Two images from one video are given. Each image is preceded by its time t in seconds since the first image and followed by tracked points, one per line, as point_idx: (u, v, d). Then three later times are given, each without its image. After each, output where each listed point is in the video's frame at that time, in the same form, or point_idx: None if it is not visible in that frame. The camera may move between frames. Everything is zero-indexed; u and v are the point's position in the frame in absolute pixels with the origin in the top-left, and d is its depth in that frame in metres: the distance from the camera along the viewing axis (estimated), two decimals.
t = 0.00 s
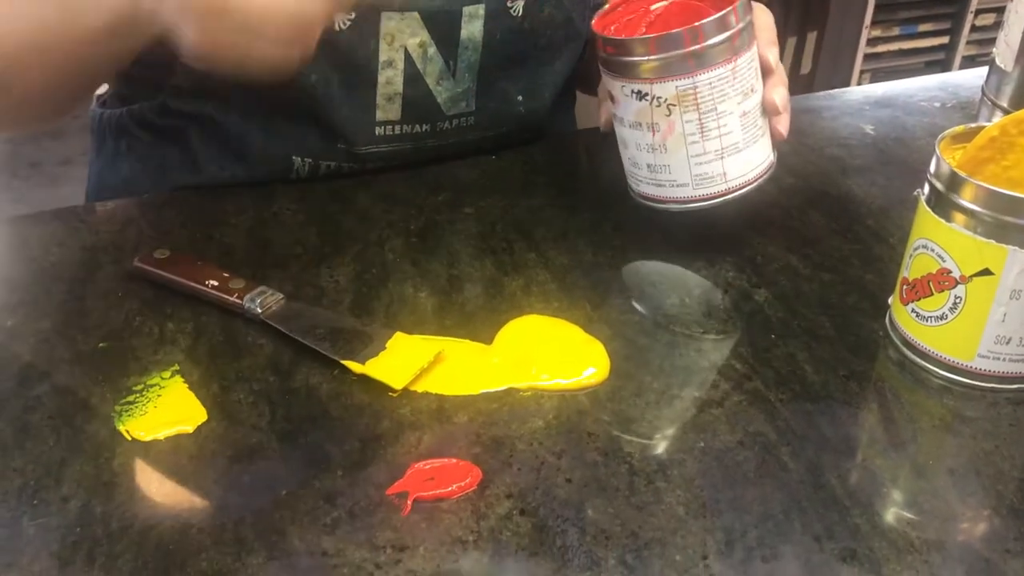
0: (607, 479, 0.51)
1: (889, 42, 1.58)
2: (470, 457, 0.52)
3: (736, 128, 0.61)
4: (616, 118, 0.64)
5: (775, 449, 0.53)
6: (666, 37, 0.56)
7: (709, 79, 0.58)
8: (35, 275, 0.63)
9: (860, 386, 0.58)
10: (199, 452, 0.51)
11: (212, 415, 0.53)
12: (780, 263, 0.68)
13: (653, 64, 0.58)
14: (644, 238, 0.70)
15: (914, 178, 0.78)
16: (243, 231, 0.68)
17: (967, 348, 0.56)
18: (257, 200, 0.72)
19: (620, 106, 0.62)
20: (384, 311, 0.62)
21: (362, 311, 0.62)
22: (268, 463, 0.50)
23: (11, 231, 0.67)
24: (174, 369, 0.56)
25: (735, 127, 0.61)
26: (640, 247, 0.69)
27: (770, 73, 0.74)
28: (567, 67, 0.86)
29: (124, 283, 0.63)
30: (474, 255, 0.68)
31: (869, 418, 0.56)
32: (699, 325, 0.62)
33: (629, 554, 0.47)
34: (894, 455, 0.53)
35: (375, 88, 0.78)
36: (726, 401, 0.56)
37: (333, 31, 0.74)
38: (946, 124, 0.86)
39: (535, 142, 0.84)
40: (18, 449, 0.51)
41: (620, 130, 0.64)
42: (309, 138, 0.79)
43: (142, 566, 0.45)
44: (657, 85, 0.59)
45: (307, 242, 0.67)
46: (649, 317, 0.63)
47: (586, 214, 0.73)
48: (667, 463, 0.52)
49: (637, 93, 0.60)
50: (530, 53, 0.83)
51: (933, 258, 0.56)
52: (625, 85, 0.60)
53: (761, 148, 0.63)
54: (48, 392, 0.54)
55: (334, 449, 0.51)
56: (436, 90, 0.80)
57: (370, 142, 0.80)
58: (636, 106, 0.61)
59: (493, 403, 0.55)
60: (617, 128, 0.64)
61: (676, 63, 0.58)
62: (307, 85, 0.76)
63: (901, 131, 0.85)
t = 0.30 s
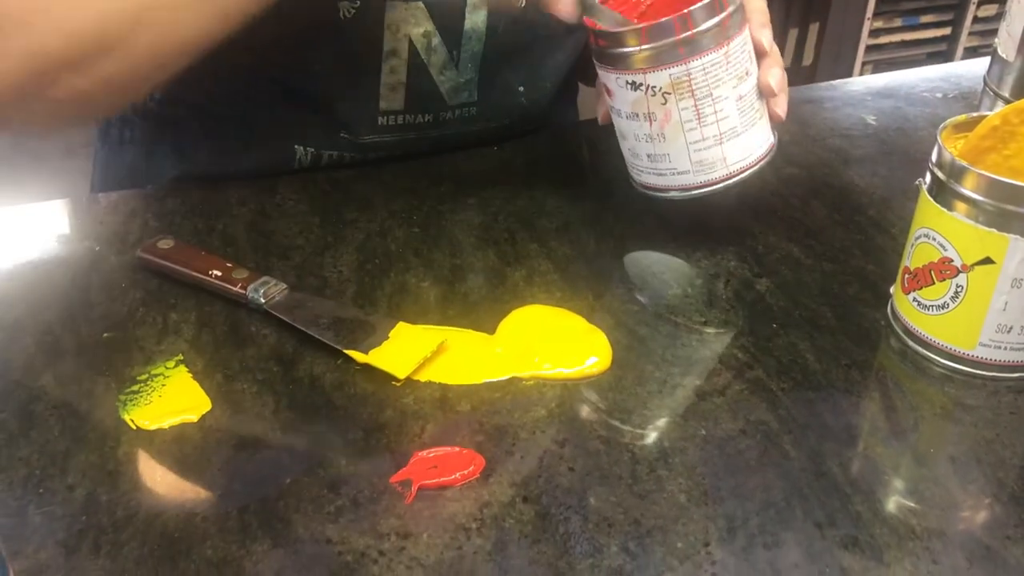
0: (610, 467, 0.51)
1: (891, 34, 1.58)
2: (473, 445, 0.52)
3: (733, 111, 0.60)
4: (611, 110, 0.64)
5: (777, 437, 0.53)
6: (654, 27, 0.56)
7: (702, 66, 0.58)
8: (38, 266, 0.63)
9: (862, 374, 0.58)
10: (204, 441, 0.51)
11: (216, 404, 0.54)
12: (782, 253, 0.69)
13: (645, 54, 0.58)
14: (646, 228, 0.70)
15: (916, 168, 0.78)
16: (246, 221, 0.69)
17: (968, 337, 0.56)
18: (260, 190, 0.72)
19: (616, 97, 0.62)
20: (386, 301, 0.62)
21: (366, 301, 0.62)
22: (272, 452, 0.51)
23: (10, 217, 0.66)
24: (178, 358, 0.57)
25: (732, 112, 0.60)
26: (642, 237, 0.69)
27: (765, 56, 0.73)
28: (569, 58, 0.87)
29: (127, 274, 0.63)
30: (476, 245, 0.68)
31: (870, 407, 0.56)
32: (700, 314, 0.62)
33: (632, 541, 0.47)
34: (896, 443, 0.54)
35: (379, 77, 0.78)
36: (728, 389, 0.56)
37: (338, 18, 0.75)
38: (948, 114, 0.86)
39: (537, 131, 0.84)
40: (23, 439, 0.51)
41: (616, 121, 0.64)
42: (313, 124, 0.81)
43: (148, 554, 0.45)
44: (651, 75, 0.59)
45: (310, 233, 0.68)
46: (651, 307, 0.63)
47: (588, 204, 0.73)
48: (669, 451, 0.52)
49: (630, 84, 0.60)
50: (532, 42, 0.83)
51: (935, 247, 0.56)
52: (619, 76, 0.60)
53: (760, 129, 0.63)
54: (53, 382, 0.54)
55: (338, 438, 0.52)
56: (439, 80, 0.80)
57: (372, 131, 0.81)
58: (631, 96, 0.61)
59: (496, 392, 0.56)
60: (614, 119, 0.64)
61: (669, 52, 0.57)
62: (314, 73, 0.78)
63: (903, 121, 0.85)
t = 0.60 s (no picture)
0: (609, 455, 0.51)
1: (890, 26, 1.58)
2: (473, 433, 0.52)
3: (829, 115, 0.63)
4: (713, 89, 0.61)
5: (776, 426, 0.53)
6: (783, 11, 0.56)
7: (823, 61, 0.59)
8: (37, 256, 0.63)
9: (860, 363, 0.58)
10: (204, 429, 0.51)
11: (217, 393, 0.54)
12: (781, 243, 0.69)
13: (772, 35, 0.58)
14: (646, 218, 0.71)
15: (915, 158, 0.78)
16: (246, 212, 0.69)
17: (967, 326, 0.56)
18: (259, 181, 0.72)
19: (729, 74, 0.60)
20: (386, 291, 0.62)
21: (366, 291, 0.62)
22: (273, 441, 0.51)
23: (13, 210, 0.66)
24: (178, 348, 0.57)
25: (828, 114, 0.62)
26: (642, 227, 0.70)
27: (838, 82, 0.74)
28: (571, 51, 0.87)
29: (127, 264, 0.63)
30: (476, 236, 0.68)
31: (869, 395, 0.56)
32: (699, 303, 0.63)
33: (631, 528, 0.47)
34: (894, 432, 0.54)
35: (383, 70, 0.79)
36: (727, 378, 0.57)
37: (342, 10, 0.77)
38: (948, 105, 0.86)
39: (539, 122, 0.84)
40: (24, 427, 0.51)
41: (715, 101, 0.61)
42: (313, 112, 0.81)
43: (149, 542, 0.45)
44: (779, 59, 0.58)
45: (309, 223, 0.68)
46: (651, 296, 0.63)
47: (588, 195, 0.73)
48: (668, 439, 0.52)
49: (751, 65, 0.59)
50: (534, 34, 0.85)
51: (933, 236, 0.56)
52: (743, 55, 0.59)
53: (835, 139, 0.65)
54: (54, 371, 0.54)
55: (339, 426, 0.52)
56: (442, 73, 0.81)
57: (371, 123, 0.81)
58: (746, 80, 0.59)
59: (496, 380, 0.56)
60: (709, 99, 0.62)
61: (803, 42, 0.58)
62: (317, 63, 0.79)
63: (902, 112, 0.85)
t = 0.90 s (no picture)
0: (610, 442, 0.51)
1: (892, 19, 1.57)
2: (474, 421, 0.52)
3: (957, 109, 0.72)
4: (867, 91, 0.70)
5: (775, 413, 0.54)
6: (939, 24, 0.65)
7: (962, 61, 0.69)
8: (39, 246, 0.63)
9: (859, 352, 0.59)
10: (206, 417, 0.52)
11: (219, 382, 0.54)
12: (780, 234, 0.69)
13: (916, 42, 0.67)
14: (645, 208, 0.71)
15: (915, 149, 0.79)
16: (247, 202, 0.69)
17: (965, 314, 0.56)
18: (259, 172, 0.72)
19: (884, 79, 0.68)
20: (387, 280, 0.62)
21: (366, 282, 0.62)
22: (274, 429, 0.51)
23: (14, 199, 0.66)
24: (180, 337, 0.57)
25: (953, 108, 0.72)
26: (641, 217, 0.70)
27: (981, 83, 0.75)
28: (571, 44, 0.87)
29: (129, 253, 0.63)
30: (476, 226, 0.68)
31: (867, 384, 0.56)
32: (698, 293, 0.63)
33: (631, 515, 0.48)
34: (893, 420, 0.54)
35: (378, 60, 0.78)
36: (726, 366, 0.57)
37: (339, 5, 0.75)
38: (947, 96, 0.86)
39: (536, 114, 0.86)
40: (27, 415, 0.51)
41: (871, 102, 0.70)
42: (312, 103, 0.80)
43: (152, 528, 0.46)
44: (934, 61, 0.67)
45: (310, 214, 0.68)
46: (651, 286, 0.63)
47: (588, 185, 0.73)
48: (668, 427, 0.53)
49: (916, 68, 0.67)
50: (534, 29, 0.85)
51: (932, 226, 0.56)
52: (908, 60, 0.67)
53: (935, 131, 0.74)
54: (56, 359, 0.55)
55: (340, 414, 0.52)
56: (439, 64, 0.80)
57: (370, 113, 0.80)
58: (909, 80, 0.68)
59: (497, 369, 0.56)
60: (866, 99, 0.70)
61: (955, 46, 0.67)
62: (310, 55, 0.77)
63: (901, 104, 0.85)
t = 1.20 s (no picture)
0: (608, 429, 0.52)
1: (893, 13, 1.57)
2: (472, 408, 0.53)
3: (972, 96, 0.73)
4: (889, 79, 0.71)
5: (773, 400, 0.54)
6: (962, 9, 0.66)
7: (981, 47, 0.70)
8: (38, 234, 0.63)
9: (857, 340, 0.59)
10: (205, 404, 0.52)
11: (217, 370, 0.54)
12: (778, 222, 0.69)
13: (934, 27, 0.68)
14: (644, 197, 0.71)
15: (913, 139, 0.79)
16: (246, 190, 0.69)
17: (962, 302, 0.56)
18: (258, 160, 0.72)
19: (907, 67, 0.69)
20: (386, 269, 0.63)
21: (365, 270, 0.62)
22: (273, 416, 0.51)
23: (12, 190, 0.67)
24: (179, 325, 0.57)
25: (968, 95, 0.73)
26: (640, 206, 0.70)
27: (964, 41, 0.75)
28: (569, 29, 0.87)
29: (128, 242, 0.63)
30: (474, 215, 0.68)
31: (865, 371, 0.56)
32: (696, 281, 0.63)
33: (629, 501, 0.48)
34: (890, 408, 0.54)
35: (374, 43, 0.79)
36: (725, 354, 0.57)
37: None
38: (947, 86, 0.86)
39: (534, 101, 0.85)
40: (26, 403, 0.51)
41: (893, 90, 0.71)
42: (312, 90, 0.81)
43: (151, 514, 0.46)
44: (959, 49, 0.68)
45: (308, 202, 0.68)
46: (649, 274, 0.63)
47: (587, 173, 0.73)
48: (666, 414, 0.53)
49: (939, 56, 0.68)
50: (530, 15, 0.86)
51: (929, 213, 0.56)
52: (931, 48, 0.68)
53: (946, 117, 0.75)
54: (55, 347, 0.55)
55: (339, 401, 0.52)
56: (436, 48, 0.81)
57: (368, 98, 0.81)
58: (931, 68, 0.69)
59: (495, 357, 0.56)
60: (887, 88, 0.71)
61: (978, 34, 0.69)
62: (307, 37, 0.79)
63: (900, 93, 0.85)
